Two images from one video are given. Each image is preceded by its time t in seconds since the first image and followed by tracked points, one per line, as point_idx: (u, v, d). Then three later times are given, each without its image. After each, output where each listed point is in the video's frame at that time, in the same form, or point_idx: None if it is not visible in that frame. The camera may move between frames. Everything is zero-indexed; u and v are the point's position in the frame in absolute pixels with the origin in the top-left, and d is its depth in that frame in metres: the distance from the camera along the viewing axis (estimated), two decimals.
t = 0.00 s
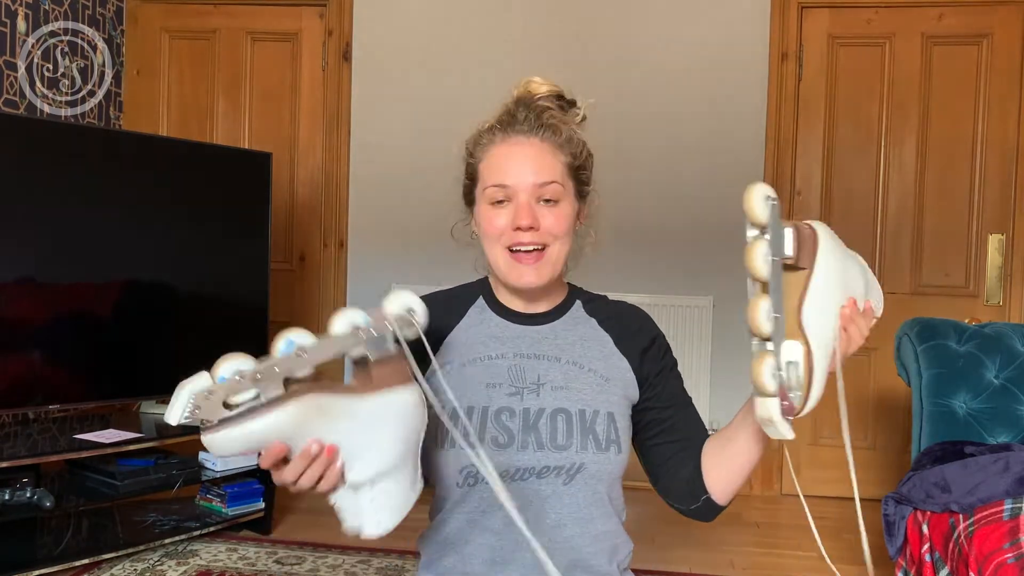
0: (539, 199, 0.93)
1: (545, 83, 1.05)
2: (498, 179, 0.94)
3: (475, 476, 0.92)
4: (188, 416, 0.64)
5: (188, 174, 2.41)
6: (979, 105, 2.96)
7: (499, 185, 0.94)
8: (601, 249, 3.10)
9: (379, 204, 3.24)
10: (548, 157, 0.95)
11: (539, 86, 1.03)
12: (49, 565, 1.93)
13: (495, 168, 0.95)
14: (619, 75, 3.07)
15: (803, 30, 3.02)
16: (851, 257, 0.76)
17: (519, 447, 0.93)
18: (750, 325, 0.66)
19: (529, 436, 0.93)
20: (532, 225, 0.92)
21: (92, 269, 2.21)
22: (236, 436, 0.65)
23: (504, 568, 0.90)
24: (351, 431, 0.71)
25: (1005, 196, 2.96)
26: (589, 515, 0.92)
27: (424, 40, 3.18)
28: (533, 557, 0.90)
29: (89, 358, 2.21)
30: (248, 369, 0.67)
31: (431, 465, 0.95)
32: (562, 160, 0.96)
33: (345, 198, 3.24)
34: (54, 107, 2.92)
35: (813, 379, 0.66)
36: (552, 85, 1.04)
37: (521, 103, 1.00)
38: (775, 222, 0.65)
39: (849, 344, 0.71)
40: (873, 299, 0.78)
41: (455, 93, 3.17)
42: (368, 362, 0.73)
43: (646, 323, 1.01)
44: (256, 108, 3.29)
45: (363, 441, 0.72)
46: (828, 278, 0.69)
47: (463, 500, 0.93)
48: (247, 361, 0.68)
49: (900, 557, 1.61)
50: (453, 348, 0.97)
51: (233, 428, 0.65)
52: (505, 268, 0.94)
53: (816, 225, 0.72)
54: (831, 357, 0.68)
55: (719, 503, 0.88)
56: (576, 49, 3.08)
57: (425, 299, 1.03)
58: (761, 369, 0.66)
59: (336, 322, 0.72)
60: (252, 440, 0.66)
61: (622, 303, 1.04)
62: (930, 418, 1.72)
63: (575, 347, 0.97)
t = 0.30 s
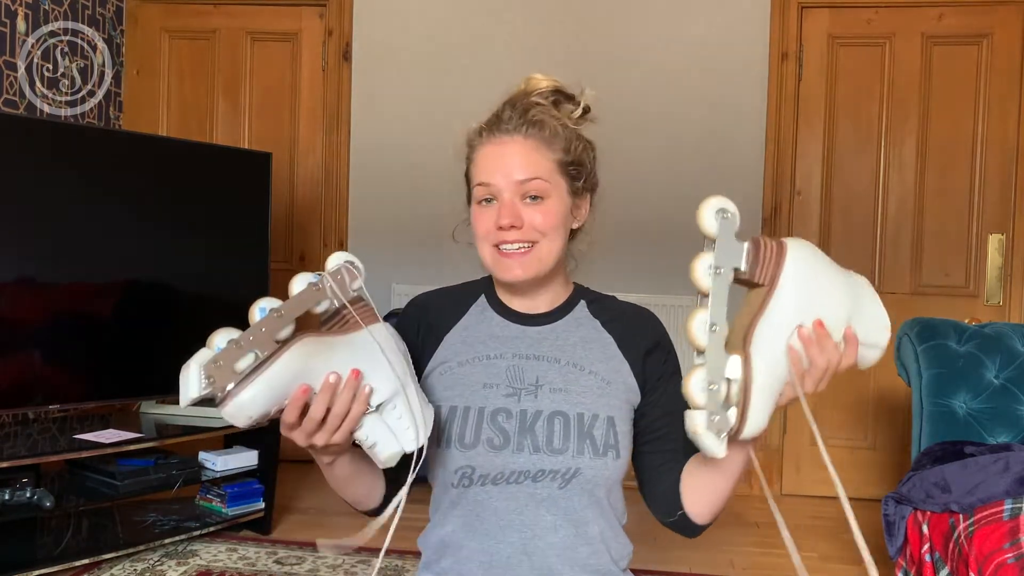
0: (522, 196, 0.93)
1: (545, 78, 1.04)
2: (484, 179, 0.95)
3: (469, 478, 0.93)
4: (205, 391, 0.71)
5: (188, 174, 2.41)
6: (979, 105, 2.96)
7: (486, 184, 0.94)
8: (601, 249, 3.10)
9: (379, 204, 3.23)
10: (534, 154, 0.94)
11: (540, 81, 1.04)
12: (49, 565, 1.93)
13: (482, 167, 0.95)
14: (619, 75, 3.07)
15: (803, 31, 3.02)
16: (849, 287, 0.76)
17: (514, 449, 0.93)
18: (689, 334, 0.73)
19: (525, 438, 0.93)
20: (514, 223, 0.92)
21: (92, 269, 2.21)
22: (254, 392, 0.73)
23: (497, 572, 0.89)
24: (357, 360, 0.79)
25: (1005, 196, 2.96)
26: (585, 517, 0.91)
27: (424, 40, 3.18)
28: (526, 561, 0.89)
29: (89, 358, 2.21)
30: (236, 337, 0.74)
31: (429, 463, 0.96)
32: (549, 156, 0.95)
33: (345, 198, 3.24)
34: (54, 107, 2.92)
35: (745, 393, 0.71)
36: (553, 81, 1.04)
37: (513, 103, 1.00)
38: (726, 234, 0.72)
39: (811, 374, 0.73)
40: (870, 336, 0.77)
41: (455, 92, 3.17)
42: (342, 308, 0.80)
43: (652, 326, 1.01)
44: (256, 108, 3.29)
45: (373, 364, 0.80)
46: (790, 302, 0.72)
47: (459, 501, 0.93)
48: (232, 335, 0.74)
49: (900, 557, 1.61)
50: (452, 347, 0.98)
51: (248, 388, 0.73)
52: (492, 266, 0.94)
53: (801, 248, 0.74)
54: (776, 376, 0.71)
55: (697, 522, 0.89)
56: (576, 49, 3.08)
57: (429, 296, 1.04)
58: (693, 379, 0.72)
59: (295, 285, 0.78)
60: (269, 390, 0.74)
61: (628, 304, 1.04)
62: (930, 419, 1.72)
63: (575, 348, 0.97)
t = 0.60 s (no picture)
0: (535, 195, 0.93)
1: (556, 77, 1.05)
2: (497, 176, 0.94)
3: (466, 478, 0.94)
4: (208, 491, 0.73)
5: (188, 174, 2.41)
6: (979, 105, 2.96)
7: (498, 181, 0.94)
8: (601, 249, 3.10)
9: (379, 204, 3.23)
10: (547, 153, 0.94)
11: (551, 80, 1.04)
12: (49, 565, 1.93)
13: (494, 164, 0.95)
14: (619, 75, 3.07)
15: (803, 31, 3.02)
16: (845, 437, 0.74)
17: (511, 451, 0.93)
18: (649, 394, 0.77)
19: (523, 441, 0.93)
20: (527, 222, 0.92)
21: (92, 269, 2.21)
22: (258, 478, 0.74)
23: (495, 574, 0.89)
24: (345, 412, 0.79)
25: (1005, 196, 2.96)
26: (581, 519, 0.91)
27: (424, 41, 3.18)
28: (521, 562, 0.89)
29: (89, 358, 2.21)
30: (219, 423, 0.74)
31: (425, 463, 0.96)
32: (562, 156, 0.95)
33: (345, 198, 3.23)
34: (54, 107, 2.92)
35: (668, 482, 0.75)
36: (564, 80, 1.04)
37: (526, 101, 0.99)
38: (727, 322, 0.72)
39: (741, 488, 0.76)
40: (844, 489, 0.76)
41: (455, 93, 3.17)
42: (312, 351, 0.78)
43: (654, 330, 1.01)
44: (256, 108, 3.29)
45: (362, 409, 0.80)
46: (755, 420, 0.73)
47: (456, 502, 0.94)
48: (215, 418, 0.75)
49: (900, 557, 1.61)
50: (452, 347, 0.98)
51: (246, 480, 0.74)
52: (502, 264, 0.94)
53: (813, 380, 0.72)
54: (707, 476, 0.74)
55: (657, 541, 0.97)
56: (576, 49, 3.08)
57: (431, 295, 1.04)
58: (629, 433, 0.78)
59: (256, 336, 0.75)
60: (269, 475, 0.75)
61: (630, 305, 1.04)
62: (930, 419, 1.72)
63: (575, 351, 0.97)
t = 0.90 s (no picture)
0: (534, 200, 0.92)
1: (553, 73, 1.03)
2: (493, 181, 0.92)
3: (466, 479, 0.93)
4: (213, 458, 0.76)
5: (188, 173, 2.41)
6: (979, 105, 2.96)
7: (495, 185, 0.92)
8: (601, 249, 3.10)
9: (379, 204, 3.24)
10: (545, 157, 0.93)
11: (548, 77, 1.03)
12: (49, 565, 1.93)
13: (491, 168, 0.93)
14: (619, 74, 3.07)
15: (803, 31, 3.02)
16: (854, 420, 0.74)
17: (511, 451, 0.93)
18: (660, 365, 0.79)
19: (523, 441, 0.93)
20: (526, 228, 0.90)
21: (92, 269, 2.21)
22: (261, 447, 0.74)
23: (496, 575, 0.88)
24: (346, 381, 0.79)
25: (1005, 197, 2.96)
26: (581, 519, 0.91)
27: (424, 41, 3.18)
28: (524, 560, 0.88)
29: (88, 358, 2.21)
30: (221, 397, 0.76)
31: (427, 464, 0.96)
32: (560, 160, 0.94)
33: (345, 198, 3.24)
34: (54, 107, 2.92)
35: (673, 449, 0.76)
36: (562, 77, 1.03)
37: (523, 102, 0.98)
38: (751, 293, 0.71)
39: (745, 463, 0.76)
40: (850, 472, 0.76)
41: (456, 93, 3.17)
42: (307, 328, 0.78)
43: (653, 326, 1.01)
44: (256, 108, 3.29)
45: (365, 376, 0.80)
46: (763, 396, 0.73)
47: (456, 503, 0.93)
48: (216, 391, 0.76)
49: (900, 557, 1.61)
50: (452, 348, 0.98)
51: (248, 449, 0.74)
52: (500, 268, 0.93)
53: (825, 360, 0.71)
54: (711, 449, 0.75)
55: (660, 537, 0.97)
56: (575, 49, 3.08)
57: (430, 295, 1.03)
58: (634, 401, 0.80)
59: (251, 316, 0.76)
60: (271, 445, 0.75)
61: (630, 303, 1.03)
62: (930, 419, 1.72)
63: (575, 349, 0.97)
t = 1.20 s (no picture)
0: (515, 205, 0.91)
1: (554, 71, 1.00)
2: (477, 187, 0.92)
3: (466, 477, 0.93)
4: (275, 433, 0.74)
5: (188, 173, 2.41)
6: (978, 105, 2.96)
7: (479, 190, 0.92)
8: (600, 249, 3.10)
9: (379, 204, 3.23)
10: (527, 162, 0.92)
11: (548, 77, 0.99)
12: (49, 565, 1.93)
13: (477, 173, 0.93)
14: (619, 74, 3.07)
15: (803, 31, 3.02)
16: (817, 464, 0.75)
17: (510, 450, 0.93)
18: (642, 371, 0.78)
19: (522, 439, 0.93)
20: (506, 234, 0.90)
21: (92, 269, 2.21)
22: (321, 418, 0.74)
23: (495, 573, 0.88)
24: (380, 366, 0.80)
25: (1005, 197, 2.96)
26: (579, 517, 0.91)
27: (423, 40, 3.18)
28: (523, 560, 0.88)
29: (88, 358, 2.21)
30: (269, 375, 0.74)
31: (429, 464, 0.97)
32: (543, 164, 0.92)
33: (345, 198, 3.24)
34: (54, 107, 2.92)
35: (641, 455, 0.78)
36: (563, 75, 0.99)
37: (513, 103, 0.97)
38: (737, 320, 0.71)
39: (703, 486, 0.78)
40: (806, 512, 0.77)
41: (456, 93, 3.17)
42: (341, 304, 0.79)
43: (653, 326, 1.00)
44: (256, 108, 3.29)
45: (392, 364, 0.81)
46: (732, 423, 0.75)
47: (455, 501, 0.93)
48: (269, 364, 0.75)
49: (900, 557, 1.61)
50: (452, 347, 0.98)
51: (309, 421, 0.74)
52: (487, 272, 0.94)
53: (799, 398, 0.73)
54: (675, 463, 0.77)
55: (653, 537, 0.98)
56: (575, 49, 3.08)
57: (430, 295, 1.03)
58: (613, 401, 0.80)
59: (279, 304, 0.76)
60: (328, 418, 0.75)
61: (631, 304, 1.03)
62: (930, 418, 1.72)
63: (574, 349, 0.97)
